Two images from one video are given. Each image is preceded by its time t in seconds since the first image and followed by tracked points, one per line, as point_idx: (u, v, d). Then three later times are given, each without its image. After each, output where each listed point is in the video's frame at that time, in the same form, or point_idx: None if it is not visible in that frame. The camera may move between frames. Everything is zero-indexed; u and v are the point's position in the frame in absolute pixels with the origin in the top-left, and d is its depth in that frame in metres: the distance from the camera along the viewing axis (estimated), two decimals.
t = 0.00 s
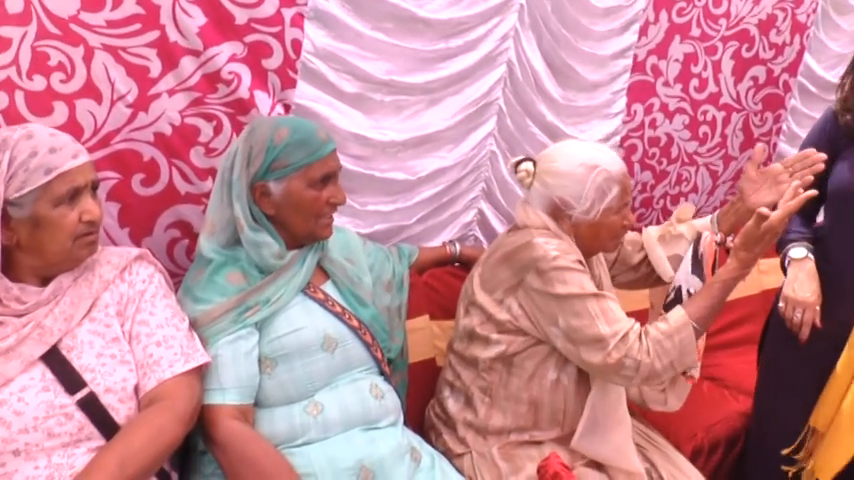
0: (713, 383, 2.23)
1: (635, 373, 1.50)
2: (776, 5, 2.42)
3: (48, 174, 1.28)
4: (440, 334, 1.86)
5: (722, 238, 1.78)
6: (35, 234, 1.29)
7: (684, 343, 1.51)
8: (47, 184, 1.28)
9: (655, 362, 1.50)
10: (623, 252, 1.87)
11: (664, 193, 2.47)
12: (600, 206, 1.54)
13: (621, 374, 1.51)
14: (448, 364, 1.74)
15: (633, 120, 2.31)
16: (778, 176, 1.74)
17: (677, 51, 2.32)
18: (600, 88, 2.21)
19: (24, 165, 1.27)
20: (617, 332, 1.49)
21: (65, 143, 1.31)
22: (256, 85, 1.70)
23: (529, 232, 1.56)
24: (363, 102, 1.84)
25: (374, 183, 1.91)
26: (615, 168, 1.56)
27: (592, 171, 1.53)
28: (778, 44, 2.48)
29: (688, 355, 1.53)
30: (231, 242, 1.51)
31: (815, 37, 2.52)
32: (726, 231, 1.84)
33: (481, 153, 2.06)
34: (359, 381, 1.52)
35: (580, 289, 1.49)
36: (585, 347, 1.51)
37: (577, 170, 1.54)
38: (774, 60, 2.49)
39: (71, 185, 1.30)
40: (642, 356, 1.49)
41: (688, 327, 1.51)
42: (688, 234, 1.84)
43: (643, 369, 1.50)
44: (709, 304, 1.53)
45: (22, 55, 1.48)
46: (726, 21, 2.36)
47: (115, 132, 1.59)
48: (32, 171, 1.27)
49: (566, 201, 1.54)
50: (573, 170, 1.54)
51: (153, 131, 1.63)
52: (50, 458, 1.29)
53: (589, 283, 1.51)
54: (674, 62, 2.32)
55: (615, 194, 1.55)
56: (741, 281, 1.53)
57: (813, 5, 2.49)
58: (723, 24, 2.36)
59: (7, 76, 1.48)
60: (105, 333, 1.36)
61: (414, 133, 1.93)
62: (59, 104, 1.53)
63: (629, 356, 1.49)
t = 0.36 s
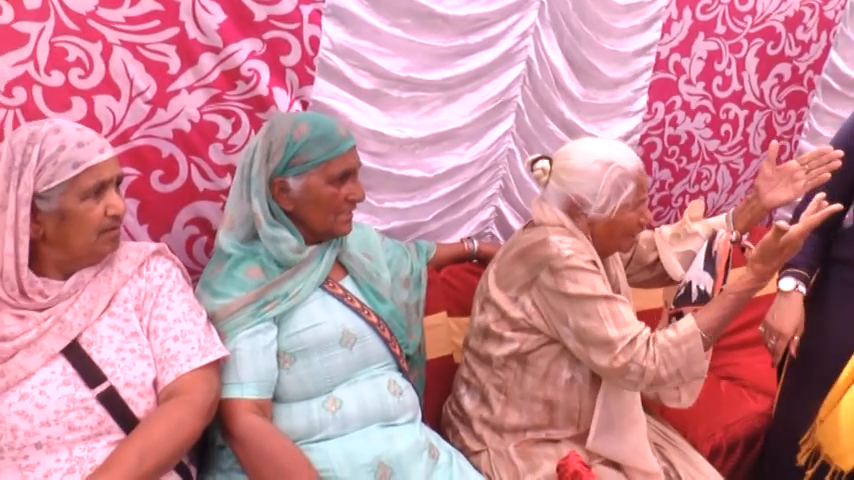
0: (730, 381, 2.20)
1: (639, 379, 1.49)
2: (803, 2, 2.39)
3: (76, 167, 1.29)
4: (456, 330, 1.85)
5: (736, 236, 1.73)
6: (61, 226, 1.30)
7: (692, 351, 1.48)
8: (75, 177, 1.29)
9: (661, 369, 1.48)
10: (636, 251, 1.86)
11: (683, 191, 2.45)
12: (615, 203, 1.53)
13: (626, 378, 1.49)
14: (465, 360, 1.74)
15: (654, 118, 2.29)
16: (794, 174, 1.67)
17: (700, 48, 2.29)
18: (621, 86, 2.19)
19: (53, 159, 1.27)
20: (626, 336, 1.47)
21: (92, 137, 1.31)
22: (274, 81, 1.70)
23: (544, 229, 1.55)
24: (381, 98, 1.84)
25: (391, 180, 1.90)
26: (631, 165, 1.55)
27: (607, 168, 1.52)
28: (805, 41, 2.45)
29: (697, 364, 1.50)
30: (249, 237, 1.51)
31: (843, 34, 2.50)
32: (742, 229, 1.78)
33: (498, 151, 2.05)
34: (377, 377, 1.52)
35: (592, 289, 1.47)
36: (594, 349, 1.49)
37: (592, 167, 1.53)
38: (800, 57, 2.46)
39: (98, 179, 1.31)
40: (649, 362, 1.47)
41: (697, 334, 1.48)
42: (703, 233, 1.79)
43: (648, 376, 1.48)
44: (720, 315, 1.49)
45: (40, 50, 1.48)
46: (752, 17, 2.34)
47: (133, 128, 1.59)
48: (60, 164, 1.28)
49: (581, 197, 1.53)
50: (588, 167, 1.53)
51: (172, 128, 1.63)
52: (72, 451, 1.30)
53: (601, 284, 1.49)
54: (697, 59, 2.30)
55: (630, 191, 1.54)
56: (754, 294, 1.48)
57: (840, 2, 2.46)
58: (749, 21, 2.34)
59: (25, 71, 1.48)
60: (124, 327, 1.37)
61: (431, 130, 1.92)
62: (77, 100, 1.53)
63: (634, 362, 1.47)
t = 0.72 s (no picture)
0: (748, 382, 2.18)
1: (621, 390, 1.46)
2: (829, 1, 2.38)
3: (107, 165, 1.30)
4: (473, 329, 1.85)
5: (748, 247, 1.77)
6: (90, 222, 1.31)
7: (675, 369, 1.43)
8: (105, 174, 1.30)
9: (643, 383, 1.44)
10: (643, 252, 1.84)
11: (699, 191, 2.43)
12: (622, 195, 1.52)
13: (609, 388, 1.47)
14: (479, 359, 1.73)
15: (668, 117, 2.28)
16: (807, 189, 1.75)
17: (721, 47, 2.28)
18: (637, 84, 2.18)
19: (85, 154, 1.28)
20: (612, 345, 1.45)
21: (124, 136, 1.33)
22: (294, 80, 1.70)
23: (551, 227, 1.56)
24: (400, 97, 1.83)
25: (410, 179, 1.90)
26: (637, 158, 1.54)
27: (612, 160, 1.51)
28: (829, 40, 2.44)
29: (682, 383, 1.44)
30: (267, 233, 1.51)
31: None
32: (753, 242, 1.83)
33: (517, 151, 2.04)
34: (395, 374, 1.51)
35: (585, 293, 1.46)
36: (582, 353, 1.48)
37: (597, 160, 1.52)
38: (823, 56, 2.44)
39: (128, 177, 1.32)
40: (632, 374, 1.44)
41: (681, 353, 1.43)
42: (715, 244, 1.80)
43: (629, 388, 1.45)
44: (710, 337, 1.43)
45: (64, 49, 1.49)
46: (775, 17, 2.32)
47: (154, 126, 1.59)
48: (92, 160, 1.29)
49: (587, 191, 1.53)
50: (594, 160, 1.52)
51: (192, 126, 1.63)
52: (92, 445, 1.30)
53: (599, 289, 1.47)
54: (716, 59, 2.28)
55: (637, 183, 1.52)
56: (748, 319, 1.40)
57: None
58: (772, 20, 2.32)
59: (50, 70, 1.49)
60: (146, 324, 1.37)
61: (449, 129, 1.91)
62: (99, 98, 1.54)
63: (614, 372, 1.44)
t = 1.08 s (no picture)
0: (764, 382, 2.16)
1: (599, 396, 1.43)
2: None
3: (132, 163, 1.30)
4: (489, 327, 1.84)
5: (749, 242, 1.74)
6: (113, 220, 1.31)
7: (648, 369, 1.38)
8: (131, 173, 1.30)
9: (620, 388, 1.41)
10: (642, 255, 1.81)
11: (715, 188, 2.40)
12: (628, 190, 1.51)
13: (588, 393, 1.44)
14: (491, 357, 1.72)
15: (683, 113, 2.25)
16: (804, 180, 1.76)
17: (738, 44, 2.26)
18: (652, 80, 2.15)
19: (111, 153, 1.29)
20: (595, 348, 1.42)
21: (149, 135, 1.33)
22: (312, 77, 1.70)
23: (554, 224, 1.56)
24: (418, 95, 1.82)
25: (427, 176, 1.89)
26: (647, 154, 1.52)
27: (621, 153, 1.50)
28: (850, 36, 2.44)
29: (654, 383, 1.39)
30: (282, 228, 1.51)
31: None
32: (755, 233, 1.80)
33: (536, 149, 2.03)
34: (411, 371, 1.51)
35: (574, 295, 1.44)
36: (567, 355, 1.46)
37: (606, 153, 1.52)
38: (844, 53, 2.45)
39: (153, 176, 1.33)
40: (610, 379, 1.40)
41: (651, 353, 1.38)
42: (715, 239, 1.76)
43: (608, 393, 1.41)
44: (676, 330, 1.39)
45: (91, 48, 1.49)
46: (795, 12, 2.30)
47: (175, 125, 1.59)
48: (118, 159, 1.29)
49: (593, 183, 1.52)
50: (602, 152, 1.51)
51: (212, 125, 1.63)
52: (109, 440, 1.30)
53: (590, 290, 1.46)
54: (733, 55, 2.26)
55: (643, 179, 1.51)
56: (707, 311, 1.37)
57: None
58: (792, 16, 2.30)
59: (77, 69, 1.49)
60: (162, 320, 1.37)
61: (468, 128, 1.90)
62: (124, 97, 1.53)
63: (592, 376, 1.42)
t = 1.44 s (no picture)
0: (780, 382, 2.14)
1: (558, 405, 1.45)
2: None
3: (152, 160, 1.30)
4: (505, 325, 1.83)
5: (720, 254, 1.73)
6: (130, 216, 1.31)
7: (607, 382, 1.44)
8: (149, 170, 1.30)
9: (579, 400, 1.44)
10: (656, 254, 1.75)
11: (730, 186, 2.38)
12: (658, 191, 1.51)
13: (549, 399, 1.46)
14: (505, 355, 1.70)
15: (700, 110, 2.24)
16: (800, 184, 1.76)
17: (757, 40, 2.23)
18: (670, 79, 2.13)
19: (131, 149, 1.29)
20: (571, 359, 1.44)
21: (168, 132, 1.33)
22: (330, 74, 1.69)
23: (575, 227, 1.57)
24: (435, 92, 1.81)
25: (444, 174, 1.88)
26: (677, 155, 1.52)
27: (651, 154, 1.50)
28: None
29: (611, 394, 1.46)
30: (297, 226, 1.51)
31: None
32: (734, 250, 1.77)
33: (553, 146, 2.02)
34: (425, 369, 1.50)
35: (568, 303, 1.46)
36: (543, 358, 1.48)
37: (636, 153, 1.52)
38: None
39: (171, 173, 1.32)
40: (571, 391, 1.43)
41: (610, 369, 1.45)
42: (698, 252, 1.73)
43: (567, 404, 1.44)
44: (635, 345, 1.49)
45: (112, 44, 1.49)
46: (814, 8, 2.28)
47: (195, 122, 1.59)
48: (137, 155, 1.29)
49: (623, 184, 1.52)
50: (632, 153, 1.51)
51: (231, 122, 1.62)
52: (124, 436, 1.31)
53: (589, 300, 1.47)
54: (752, 52, 2.24)
55: (673, 180, 1.51)
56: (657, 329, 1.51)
57: None
58: (811, 12, 2.28)
59: (99, 66, 1.49)
60: (176, 316, 1.37)
61: (485, 125, 1.89)
62: (145, 94, 1.53)
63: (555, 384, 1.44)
